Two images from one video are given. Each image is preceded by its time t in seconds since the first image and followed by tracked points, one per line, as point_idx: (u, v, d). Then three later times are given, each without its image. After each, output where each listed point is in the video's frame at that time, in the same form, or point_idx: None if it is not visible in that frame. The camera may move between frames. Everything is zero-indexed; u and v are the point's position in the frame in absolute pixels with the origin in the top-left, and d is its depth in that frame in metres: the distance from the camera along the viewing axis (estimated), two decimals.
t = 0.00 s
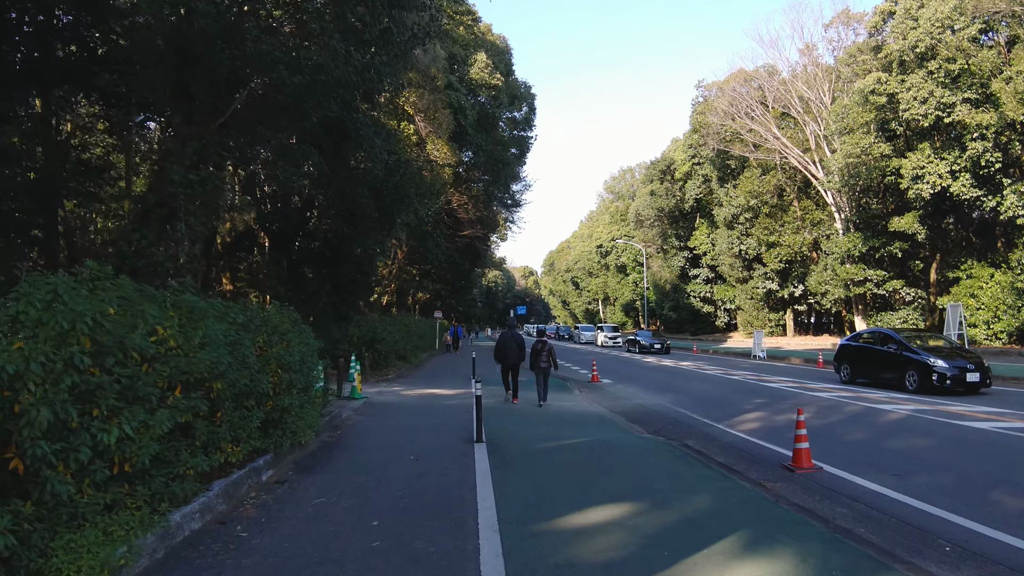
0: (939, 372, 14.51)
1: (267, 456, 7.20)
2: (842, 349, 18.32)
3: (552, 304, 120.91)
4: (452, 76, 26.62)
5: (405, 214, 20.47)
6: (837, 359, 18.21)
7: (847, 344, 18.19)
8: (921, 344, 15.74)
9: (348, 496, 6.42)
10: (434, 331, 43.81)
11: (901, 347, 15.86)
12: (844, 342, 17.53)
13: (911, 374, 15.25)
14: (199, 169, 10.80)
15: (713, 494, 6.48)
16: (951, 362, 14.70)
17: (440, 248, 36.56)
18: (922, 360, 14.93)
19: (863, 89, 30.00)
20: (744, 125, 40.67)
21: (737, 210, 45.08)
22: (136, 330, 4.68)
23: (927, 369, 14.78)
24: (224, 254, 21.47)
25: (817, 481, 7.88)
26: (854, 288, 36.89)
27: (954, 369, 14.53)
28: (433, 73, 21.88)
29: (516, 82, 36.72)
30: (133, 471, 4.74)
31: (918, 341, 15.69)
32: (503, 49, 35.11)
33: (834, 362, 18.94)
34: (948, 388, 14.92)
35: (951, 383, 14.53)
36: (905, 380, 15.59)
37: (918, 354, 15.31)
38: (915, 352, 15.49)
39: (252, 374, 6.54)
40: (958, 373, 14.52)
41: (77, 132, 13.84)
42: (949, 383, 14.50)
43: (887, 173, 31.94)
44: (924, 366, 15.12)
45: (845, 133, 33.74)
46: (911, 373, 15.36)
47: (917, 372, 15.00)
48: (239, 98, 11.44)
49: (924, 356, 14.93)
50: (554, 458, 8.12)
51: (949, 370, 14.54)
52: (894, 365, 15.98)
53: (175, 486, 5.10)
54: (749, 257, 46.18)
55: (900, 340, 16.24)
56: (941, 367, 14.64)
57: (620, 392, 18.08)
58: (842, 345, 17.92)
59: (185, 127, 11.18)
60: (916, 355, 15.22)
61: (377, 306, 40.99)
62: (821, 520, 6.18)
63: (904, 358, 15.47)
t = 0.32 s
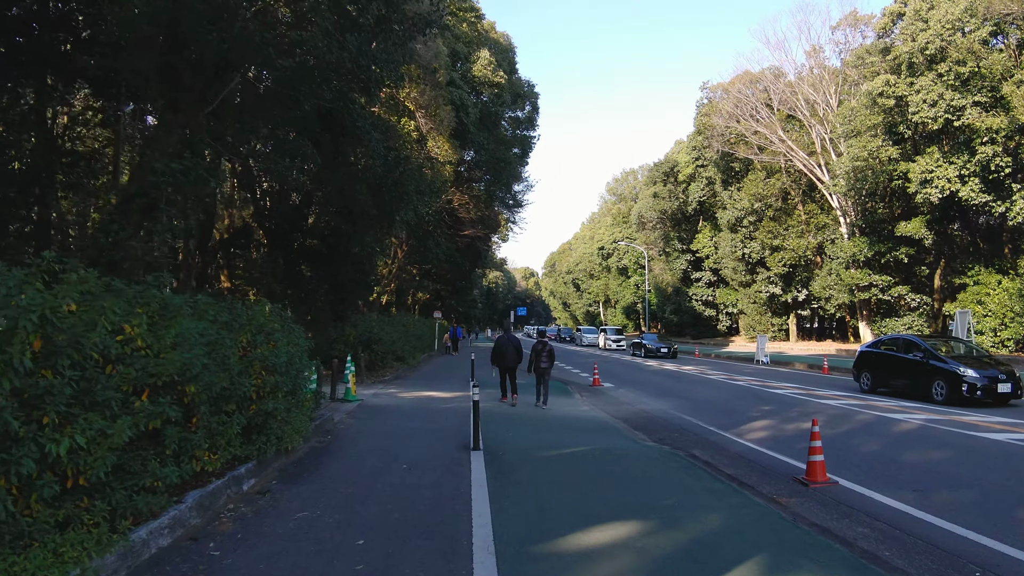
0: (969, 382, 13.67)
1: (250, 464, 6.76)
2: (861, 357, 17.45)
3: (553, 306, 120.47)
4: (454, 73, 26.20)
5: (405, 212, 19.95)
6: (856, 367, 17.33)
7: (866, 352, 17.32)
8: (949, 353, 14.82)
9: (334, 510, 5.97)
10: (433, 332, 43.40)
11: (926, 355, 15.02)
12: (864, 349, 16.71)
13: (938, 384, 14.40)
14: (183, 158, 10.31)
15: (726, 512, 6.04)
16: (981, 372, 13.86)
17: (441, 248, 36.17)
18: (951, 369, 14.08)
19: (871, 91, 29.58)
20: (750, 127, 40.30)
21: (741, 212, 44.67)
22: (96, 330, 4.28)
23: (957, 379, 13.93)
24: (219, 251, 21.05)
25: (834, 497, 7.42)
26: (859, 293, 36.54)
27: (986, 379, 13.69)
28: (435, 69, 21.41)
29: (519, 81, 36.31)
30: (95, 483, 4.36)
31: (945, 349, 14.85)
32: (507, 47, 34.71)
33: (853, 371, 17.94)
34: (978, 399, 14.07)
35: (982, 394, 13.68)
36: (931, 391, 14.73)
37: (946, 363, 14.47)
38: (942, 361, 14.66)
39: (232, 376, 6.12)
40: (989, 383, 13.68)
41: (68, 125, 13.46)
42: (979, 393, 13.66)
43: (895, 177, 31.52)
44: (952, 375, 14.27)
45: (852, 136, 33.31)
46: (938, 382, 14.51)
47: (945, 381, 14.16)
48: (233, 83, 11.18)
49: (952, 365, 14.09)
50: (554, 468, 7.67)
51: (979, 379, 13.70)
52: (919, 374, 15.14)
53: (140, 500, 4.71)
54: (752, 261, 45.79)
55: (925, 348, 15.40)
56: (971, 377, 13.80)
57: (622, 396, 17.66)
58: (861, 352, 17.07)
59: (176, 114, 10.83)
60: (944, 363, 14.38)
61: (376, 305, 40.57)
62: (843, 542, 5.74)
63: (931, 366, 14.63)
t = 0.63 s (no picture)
0: (1000, 382, 12.90)
1: (232, 469, 6.38)
2: (881, 356, 16.69)
3: (554, 305, 120.11)
4: (452, 68, 25.83)
5: (402, 210, 19.49)
6: (875, 366, 16.57)
7: (885, 351, 16.53)
8: (975, 351, 14.07)
9: (320, 519, 5.58)
10: (433, 332, 43.05)
11: (952, 354, 14.23)
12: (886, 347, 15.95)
13: (965, 384, 13.64)
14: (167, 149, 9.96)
15: (740, 519, 5.65)
16: (1012, 370, 13.10)
17: (441, 247, 35.78)
18: (979, 368, 13.32)
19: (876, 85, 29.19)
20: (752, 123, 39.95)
21: (743, 210, 44.27)
22: (44, 327, 3.87)
23: (986, 378, 13.18)
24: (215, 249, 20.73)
25: (851, 501, 7.01)
26: (863, 290, 36.17)
27: (1017, 378, 12.93)
28: (432, 64, 20.96)
29: (519, 78, 35.92)
30: (49, 492, 4.00)
31: (972, 347, 14.07)
32: (506, 43, 34.34)
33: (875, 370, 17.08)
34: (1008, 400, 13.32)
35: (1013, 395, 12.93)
36: (958, 391, 13.97)
37: (973, 361, 13.69)
38: (969, 359, 13.88)
39: (210, 376, 5.76)
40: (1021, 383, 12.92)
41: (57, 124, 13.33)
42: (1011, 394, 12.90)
43: (900, 172, 31.05)
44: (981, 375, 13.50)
45: (856, 131, 32.90)
46: (965, 382, 13.75)
47: (973, 382, 13.41)
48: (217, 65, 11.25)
49: (981, 364, 13.32)
50: (555, 472, 7.29)
51: (1010, 379, 12.94)
52: (944, 373, 14.37)
53: (101, 512, 4.32)
54: (755, 259, 45.39)
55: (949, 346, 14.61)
56: (1002, 377, 13.04)
57: (625, 396, 17.28)
58: (881, 350, 16.33)
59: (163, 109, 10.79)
60: (972, 362, 13.62)
61: (375, 305, 40.16)
62: (867, 552, 5.33)
63: (958, 366, 13.86)
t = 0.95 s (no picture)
0: None
1: (209, 479, 5.97)
2: (900, 355, 16.13)
3: (555, 304, 119.68)
4: (451, 62, 25.43)
5: (399, 206, 19.04)
6: (895, 365, 16.00)
7: (904, 350, 15.97)
8: (1004, 350, 13.50)
9: (301, 534, 5.16)
10: (433, 331, 42.65)
11: (980, 353, 13.66)
12: (908, 346, 15.38)
13: (995, 385, 13.07)
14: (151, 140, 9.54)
15: (756, 534, 5.23)
16: None
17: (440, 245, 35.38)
18: (1010, 368, 12.75)
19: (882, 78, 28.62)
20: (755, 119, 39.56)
21: (746, 207, 43.28)
22: None
23: (1017, 379, 12.61)
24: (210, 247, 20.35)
25: (872, 511, 6.58)
26: (868, 287, 35.72)
27: None
28: (429, 57, 20.44)
29: (519, 73, 35.45)
30: None
31: (1001, 345, 13.50)
32: (506, 39, 33.92)
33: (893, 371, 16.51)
34: None
35: None
36: (985, 392, 13.40)
37: (1003, 361, 13.12)
38: (999, 359, 13.31)
39: (182, 379, 5.37)
40: None
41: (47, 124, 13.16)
42: None
43: (906, 168, 30.49)
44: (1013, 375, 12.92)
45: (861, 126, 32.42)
46: (994, 383, 13.17)
47: (1004, 382, 12.84)
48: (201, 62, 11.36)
49: (1013, 363, 12.75)
50: (555, 479, 6.88)
51: None
52: (970, 373, 13.80)
53: (54, 529, 3.93)
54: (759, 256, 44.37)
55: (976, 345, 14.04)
56: None
57: (627, 396, 16.86)
58: (901, 349, 15.78)
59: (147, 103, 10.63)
60: (1002, 361, 13.05)
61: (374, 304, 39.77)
62: (895, 570, 4.91)
63: (986, 365, 13.29)
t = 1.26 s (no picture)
0: None
1: (184, 488, 5.54)
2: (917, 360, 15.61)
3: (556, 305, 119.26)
4: (451, 57, 25.05)
5: (397, 203, 18.55)
6: (913, 370, 15.49)
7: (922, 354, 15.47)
8: None
9: (280, 550, 4.74)
10: (433, 331, 42.31)
11: (1006, 357, 13.16)
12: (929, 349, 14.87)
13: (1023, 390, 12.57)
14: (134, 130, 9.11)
15: (775, 553, 4.81)
16: None
17: (440, 244, 35.02)
18: None
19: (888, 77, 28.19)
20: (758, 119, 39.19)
21: (749, 208, 43.37)
22: None
23: None
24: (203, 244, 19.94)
25: (896, 525, 6.13)
26: (873, 289, 35.31)
27: None
28: (428, 50, 19.91)
29: (520, 71, 35.05)
30: None
31: None
32: (507, 36, 33.52)
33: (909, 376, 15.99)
34: None
35: None
36: (1011, 398, 12.90)
37: None
38: None
39: (151, 381, 4.95)
40: None
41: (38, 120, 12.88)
42: None
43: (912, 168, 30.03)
44: None
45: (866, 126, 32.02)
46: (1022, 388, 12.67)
47: None
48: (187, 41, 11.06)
49: None
50: (556, 489, 6.46)
51: None
52: (995, 379, 13.30)
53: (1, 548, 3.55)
54: (762, 258, 44.53)
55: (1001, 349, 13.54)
56: None
57: (629, 398, 16.44)
58: (920, 353, 15.28)
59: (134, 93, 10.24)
60: None
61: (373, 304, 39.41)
62: None
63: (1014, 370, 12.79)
